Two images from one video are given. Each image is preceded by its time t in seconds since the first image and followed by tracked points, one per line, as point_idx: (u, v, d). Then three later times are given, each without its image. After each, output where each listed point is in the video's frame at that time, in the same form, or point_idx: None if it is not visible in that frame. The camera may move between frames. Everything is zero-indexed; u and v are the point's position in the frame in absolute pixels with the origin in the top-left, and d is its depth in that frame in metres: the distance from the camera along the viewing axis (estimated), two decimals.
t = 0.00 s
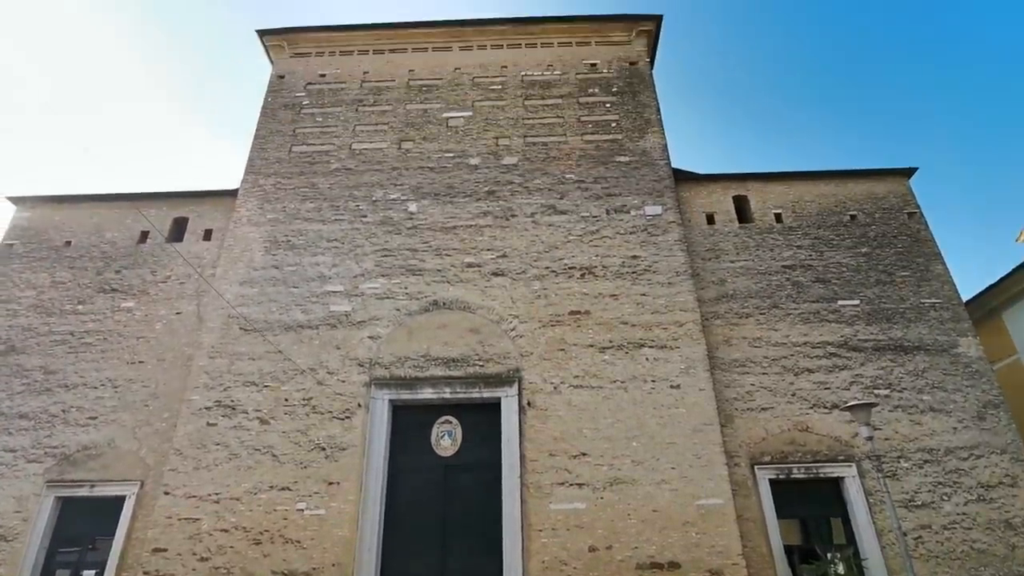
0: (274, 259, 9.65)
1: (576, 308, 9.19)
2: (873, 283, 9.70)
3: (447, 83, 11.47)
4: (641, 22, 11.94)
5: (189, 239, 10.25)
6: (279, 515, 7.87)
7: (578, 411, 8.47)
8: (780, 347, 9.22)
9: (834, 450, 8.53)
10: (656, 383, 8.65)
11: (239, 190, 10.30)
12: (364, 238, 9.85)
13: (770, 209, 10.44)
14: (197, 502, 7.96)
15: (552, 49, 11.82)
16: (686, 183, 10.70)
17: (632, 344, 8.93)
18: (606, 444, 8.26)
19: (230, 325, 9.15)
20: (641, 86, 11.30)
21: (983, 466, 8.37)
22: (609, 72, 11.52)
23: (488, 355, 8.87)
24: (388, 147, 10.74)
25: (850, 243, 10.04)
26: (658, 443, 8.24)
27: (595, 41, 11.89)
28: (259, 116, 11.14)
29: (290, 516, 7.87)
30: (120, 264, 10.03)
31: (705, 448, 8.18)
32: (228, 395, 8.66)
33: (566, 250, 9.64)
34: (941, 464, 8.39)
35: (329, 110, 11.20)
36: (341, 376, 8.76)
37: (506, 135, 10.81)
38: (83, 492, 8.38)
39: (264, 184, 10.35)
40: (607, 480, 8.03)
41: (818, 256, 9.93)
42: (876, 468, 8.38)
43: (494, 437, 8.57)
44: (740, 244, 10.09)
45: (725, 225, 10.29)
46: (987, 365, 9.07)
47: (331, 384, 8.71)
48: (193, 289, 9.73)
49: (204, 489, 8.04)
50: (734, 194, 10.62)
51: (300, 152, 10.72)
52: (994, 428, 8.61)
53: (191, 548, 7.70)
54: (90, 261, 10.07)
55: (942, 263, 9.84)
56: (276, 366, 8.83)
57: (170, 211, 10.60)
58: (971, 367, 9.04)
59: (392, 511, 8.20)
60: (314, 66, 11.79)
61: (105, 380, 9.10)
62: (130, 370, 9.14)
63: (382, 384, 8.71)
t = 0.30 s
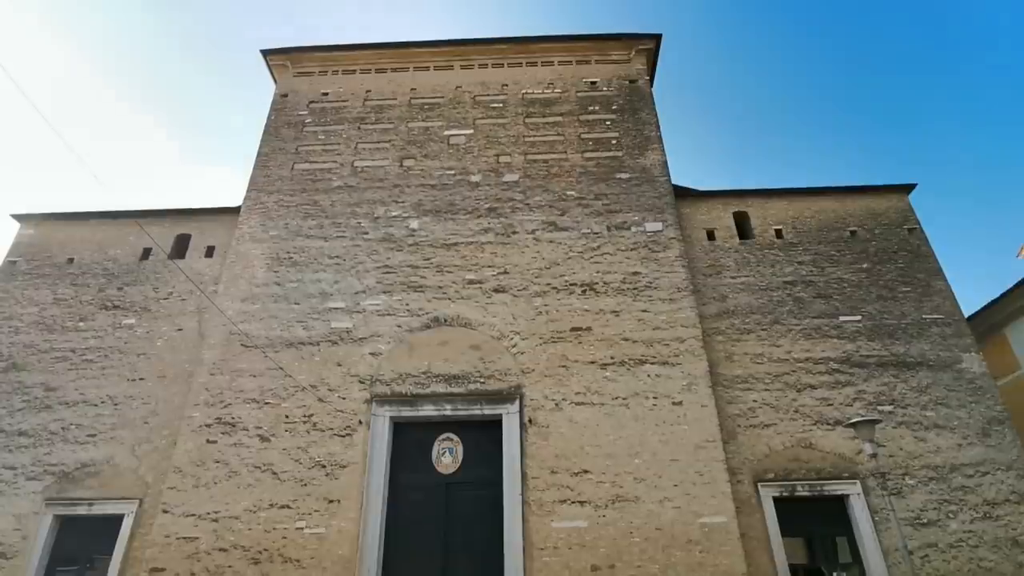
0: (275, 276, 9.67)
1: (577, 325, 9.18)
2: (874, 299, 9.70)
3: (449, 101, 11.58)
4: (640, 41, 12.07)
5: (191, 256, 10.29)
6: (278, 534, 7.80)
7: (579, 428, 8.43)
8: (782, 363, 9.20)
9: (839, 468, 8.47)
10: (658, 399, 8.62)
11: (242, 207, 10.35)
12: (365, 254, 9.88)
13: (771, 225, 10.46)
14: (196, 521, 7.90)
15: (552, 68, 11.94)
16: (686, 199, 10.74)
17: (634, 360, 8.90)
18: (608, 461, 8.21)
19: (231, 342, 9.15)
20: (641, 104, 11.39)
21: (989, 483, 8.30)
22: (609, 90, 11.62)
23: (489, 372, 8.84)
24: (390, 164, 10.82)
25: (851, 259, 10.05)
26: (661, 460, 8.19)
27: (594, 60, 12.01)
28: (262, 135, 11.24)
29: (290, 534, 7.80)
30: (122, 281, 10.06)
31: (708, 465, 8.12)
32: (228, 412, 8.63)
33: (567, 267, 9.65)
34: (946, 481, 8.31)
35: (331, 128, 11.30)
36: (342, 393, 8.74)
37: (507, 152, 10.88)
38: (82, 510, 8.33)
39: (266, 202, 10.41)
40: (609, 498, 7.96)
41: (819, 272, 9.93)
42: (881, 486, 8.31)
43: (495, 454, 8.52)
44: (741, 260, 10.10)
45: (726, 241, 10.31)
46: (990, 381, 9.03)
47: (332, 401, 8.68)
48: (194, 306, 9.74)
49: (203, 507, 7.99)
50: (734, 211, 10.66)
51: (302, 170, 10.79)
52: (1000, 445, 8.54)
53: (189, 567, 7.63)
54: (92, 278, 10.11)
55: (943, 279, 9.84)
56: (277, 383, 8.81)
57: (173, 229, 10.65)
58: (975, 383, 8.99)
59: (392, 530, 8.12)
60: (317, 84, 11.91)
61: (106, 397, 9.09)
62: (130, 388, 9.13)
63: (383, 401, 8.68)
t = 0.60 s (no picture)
0: (276, 286, 9.68)
1: (578, 335, 9.17)
2: (875, 308, 9.69)
3: (450, 111, 11.63)
4: (640, 52, 12.13)
5: (192, 266, 10.30)
6: (278, 545, 7.76)
7: (581, 439, 8.40)
8: (783, 373, 9.18)
9: (841, 478, 8.43)
10: (659, 409, 8.59)
11: (243, 217, 10.38)
12: (366, 264, 9.89)
13: (771, 234, 10.47)
14: (196, 532, 7.87)
15: (553, 78, 12.00)
16: (687, 209, 10.76)
17: (635, 370, 8.89)
18: (610, 471, 8.17)
19: (232, 352, 9.14)
20: (641, 114, 11.44)
21: (992, 493, 8.25)
22: (609, 100, 11.67)
23: (490, 382, 8.83)
24: (391, 175, 10.85)
25: (852, 268, 10.05)
26: (662, 470, 8.16)
27: (595, 71, 12.07)
28: (264, 145, 11.28)
29: (290, 546, 7.76)
30: (123, 291, 10.07)
31: (710, 475, 8.09)
32: (228, 422, 8.61)
33: (568, 276, 9.66)
34: (950, 492, 8.27)
35: (333, 138, 11.34)
36: (343, 403, 8.72)
37: (508, 163, 10.92)
38: (81, 521, 8.29)
39: (268, 212, 10.43)
40: (611, 509, 7.92)
41: (820, 282, 9.93)
42: (884, 496, 8.26)
43: (496, 465, 8.48)
44: (742, 269, 10.11)
45: (726, 251, 10.32)
46: (993, 391, 9.01)
47: (333, 411, 8.66)
48: (195, 316, 9.74)
49: (203, 518, 7.95)
50: (735, 220, 10.67)
51: (304, 180, 10.83)
52: (1003, 455, 8.51)
53: None
54: (94, 288, 10.12)
55: (944, 289, 9.84)
56: (278, 393, 8.80)
57: (174, 239, 10.68)
58: (978, 392, 8.97)
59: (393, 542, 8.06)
60: (318, 95, 11.97)
61: (106, 407, 9.07)
62: (130, 398, 9.11)
63: (384, 411, 8.65)
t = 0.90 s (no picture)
0: (278, 291, 9.69)
1: (579, 339, 9.16)
2: (877, 311, 9.68)
3: (450, 116, 11.66)
4: (640, 56, 12.16)
5: (194, 271, 10.31)
6: (279, 550, 7.75)
7: (582, 443, 8.38)
8: (785, 376, 9.17)
9: (844, 482, 8.41)
10: (661, 413, 8.58)
11: (245, 222, 10.39)
12: (368, 269, 9.90)
13: (772, 238, 10.47)
14: (197, 537, 7.85)
15: (553, 83, 12.03)
16: (688, 212, 10.77)
17: (636, 374, 8.88)
18: (611, 475, 8.16)
19: (233, 356, 9.14)
20: (642, 118, 11.46)
21: (995, 497, 8.22)
22: (610, 105, 11.69)
23: (491, 386, 8.82)
24: (392, 179, 10.87)
25: (853, 272, 10.05)
26: (664, 474, 8.14)
27: (595, 75, 12.10)
28: (266, 150, 11.31)
29: (291, 550, 7.74)
30: (125, 296, 10.08)
31: (712, 479, 8.07)
32: (229, 427, 8.61)
33: (569, 280, 9.66)
34: (953, 496, 8.24)
35: (334, 143, 11.37)
36: (344, 408, 8.72)
37: (509, 167, 10.94)
38: (81, 526, 8.28)
39: (269, 217, 10.45)
40: (613, 513, 7.90)
41: (822, 285, 9.93)
42: (887, 501, 8.23)
43: (497, 469, 8.47)
44: (743, 273, 10.11)
45: (727, 255, 10.32)
46: (995, 394, 8.99)
47: (334, 416, 8.65)
48: (196, 320, 9.75)
49: (204, 522, 7.94)
50: (736, 224, 10.68)
51: (305, 185, 10.85)
52: (1006, 458, 8.48)
53: None
54: (96, 293, 10.14)
55: (946, 292, 9.83)
56: (279, 398, 8.79)
57: (176, 244, 10.70)
58: (980, 396, 8.95)
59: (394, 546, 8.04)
60: (319, 100, 12.00)
61: (107, 412, 9.07)
62: (132, 403, 9.12)
63: (385, 415, 8.65)
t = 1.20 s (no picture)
0: (280, 292, 9.71)
1: (581, 340, 9.16)
2: (879, 312, 9.67)
3: (453, 118, 11.68)
4: (642, 58, 12.17)
5: (196, 273, 10.33)
6: (282, 552, 7.75)
7: (584, 444, 8.38)
8: (787, 377, 9.16)
9: (847, 483, 8.39)
10: (663, 414, 8.57)
11: (247, 224, 10.42)
12: (370, 271, 9.91)
13: (774, 239, 10.47)
14: (200, 538, 7.86)
15: (555, 85, 12.04)
16: (690, 213, 10.77)
17: (638, 375, 8.87)
18: (613, 476, 8.15)
19: (236, 358, 9.15)
20: (643, 120, 11.46)
21: (999, 498, 8.20)
22: (612, 106, 11.70)
23: (493, 387, 8.82)
24: (394, 181, 10.89)
25: (855, 273, 10.04)
26: (666, 475, 8.13)
27: (597, 77, 12.11)
28: (268, 152, 11.34)
29: (294, 552, 7.75)
30: (128, 298, 10.11)
31: (714, 480, 8.06)
32: (232, 428, 8.62)
33: (571, 282, 9.66)
34: (956, 496, 8.22)
35: (336, 145, 11.39)
36: (346, 409, 8.72)
37: (511, 168, 10.95)
38: (85, 528, 8.29)
39: (272, 218, 10.47)
40: (615, 514, 7.90)
41: (824, 286, 9.92)
42: (890, 502, 8.21)
43: (499, 471, 8.46)
44: (745, 274, 10.10)
45: (729, 255, 10.31)
46: (998, 395, 8.97)
47: (336, 417, 8.66)
48: (199, 322, 9.76)
49: (207, 524, 7.95)
50: (738, 225, 10.67)
51: (307, 187, 10.87)
52: (1009, 459, 8.47)
53: None
54: (99, 295, 10.16)
55: (948, 292, 9.82)
56: (281, 399, 8.80)
57: (179, 246, 10.72)
58: (984, 396, 8.93)
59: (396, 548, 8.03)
60: (322, 102, 12.03)
61: (110, 414, 9.09)
62: (135, 404, 9.13)
63: (387, 417, 8.65)
